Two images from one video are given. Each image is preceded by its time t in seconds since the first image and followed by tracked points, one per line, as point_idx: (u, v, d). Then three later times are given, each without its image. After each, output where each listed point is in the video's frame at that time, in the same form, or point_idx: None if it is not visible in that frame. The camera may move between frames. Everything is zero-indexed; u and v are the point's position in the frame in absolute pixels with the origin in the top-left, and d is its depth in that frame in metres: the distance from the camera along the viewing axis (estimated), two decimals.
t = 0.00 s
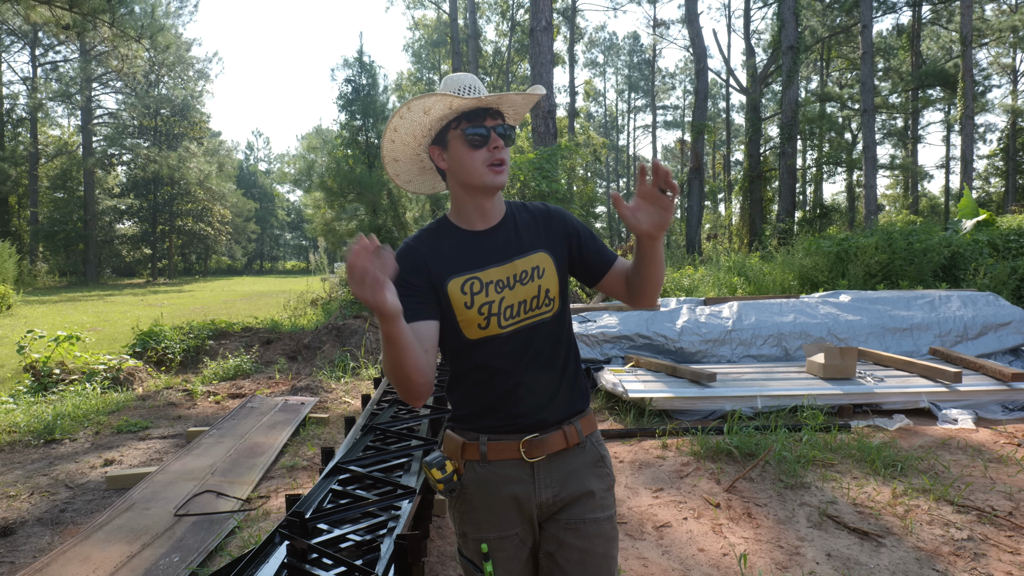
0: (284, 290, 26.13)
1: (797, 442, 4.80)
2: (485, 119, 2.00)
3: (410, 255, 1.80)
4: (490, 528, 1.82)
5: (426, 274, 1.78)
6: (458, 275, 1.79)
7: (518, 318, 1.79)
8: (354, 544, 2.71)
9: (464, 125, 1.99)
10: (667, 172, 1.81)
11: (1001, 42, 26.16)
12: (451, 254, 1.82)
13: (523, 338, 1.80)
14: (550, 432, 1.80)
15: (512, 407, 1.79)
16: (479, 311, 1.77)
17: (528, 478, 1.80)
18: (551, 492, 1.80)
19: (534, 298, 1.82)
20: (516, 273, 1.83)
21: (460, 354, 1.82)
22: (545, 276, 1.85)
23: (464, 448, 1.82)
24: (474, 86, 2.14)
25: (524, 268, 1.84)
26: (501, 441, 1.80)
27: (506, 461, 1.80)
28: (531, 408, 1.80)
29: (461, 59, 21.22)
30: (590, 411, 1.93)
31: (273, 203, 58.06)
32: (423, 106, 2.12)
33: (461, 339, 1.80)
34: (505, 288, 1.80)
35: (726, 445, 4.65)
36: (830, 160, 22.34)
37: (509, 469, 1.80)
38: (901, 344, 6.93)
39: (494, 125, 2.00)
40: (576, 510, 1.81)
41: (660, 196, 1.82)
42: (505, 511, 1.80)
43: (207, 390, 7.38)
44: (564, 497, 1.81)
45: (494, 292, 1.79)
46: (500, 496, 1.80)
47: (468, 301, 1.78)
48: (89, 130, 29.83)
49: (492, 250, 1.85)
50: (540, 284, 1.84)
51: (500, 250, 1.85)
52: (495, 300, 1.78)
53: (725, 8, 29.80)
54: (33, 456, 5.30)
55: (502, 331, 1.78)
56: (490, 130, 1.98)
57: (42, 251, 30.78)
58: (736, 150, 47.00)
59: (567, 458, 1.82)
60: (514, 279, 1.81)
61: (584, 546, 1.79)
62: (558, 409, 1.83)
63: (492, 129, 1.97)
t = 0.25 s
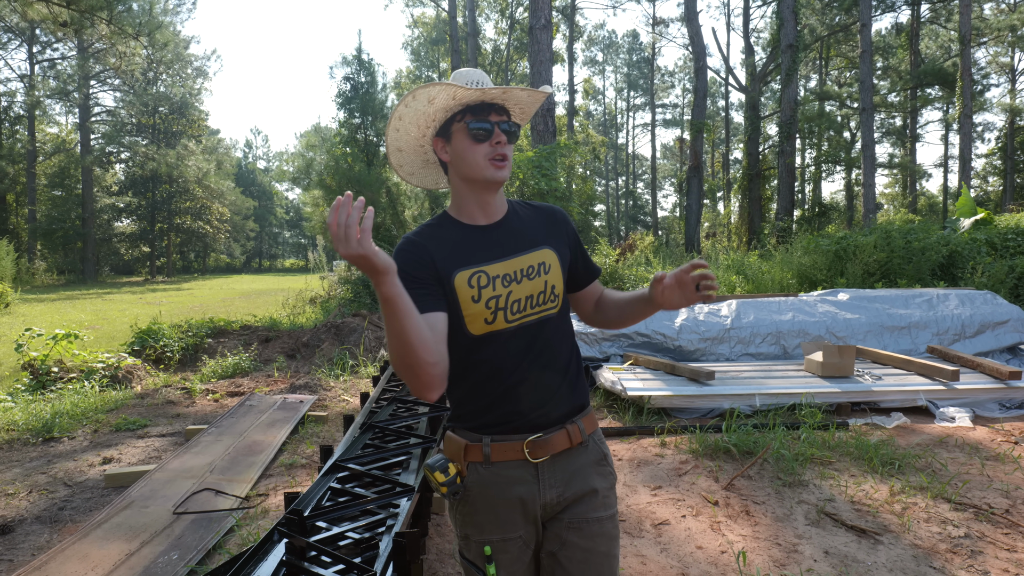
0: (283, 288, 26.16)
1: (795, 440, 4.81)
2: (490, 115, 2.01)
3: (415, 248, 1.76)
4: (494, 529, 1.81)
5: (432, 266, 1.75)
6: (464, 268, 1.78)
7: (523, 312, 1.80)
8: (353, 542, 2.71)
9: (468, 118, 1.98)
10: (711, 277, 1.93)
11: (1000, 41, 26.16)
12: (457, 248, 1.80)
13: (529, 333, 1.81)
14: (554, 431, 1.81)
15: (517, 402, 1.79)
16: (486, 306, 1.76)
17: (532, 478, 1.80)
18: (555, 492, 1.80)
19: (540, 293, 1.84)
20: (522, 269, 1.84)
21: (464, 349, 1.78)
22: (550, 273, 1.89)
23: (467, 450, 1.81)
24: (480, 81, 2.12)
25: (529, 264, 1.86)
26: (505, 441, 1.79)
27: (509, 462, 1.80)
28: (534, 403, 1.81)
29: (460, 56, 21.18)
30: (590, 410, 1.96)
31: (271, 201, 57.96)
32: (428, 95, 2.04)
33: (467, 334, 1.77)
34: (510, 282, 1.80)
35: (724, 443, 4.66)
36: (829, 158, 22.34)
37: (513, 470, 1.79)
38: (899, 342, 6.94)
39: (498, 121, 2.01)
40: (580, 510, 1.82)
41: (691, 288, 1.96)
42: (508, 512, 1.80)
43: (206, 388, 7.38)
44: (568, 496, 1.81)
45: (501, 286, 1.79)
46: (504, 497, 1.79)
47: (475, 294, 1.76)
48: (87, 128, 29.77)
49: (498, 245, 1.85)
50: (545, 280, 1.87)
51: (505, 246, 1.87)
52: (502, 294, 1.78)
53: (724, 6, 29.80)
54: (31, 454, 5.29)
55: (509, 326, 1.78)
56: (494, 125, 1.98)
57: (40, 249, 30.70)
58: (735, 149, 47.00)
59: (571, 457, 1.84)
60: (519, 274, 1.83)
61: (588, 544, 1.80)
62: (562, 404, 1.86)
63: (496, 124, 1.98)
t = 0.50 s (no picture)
0: (284, 285, 26.16)
1: (795, 438, 4.81)
2: (511, 111, 2.01)
3: (430, 236, 1.73)
4: (496, 532, 1.79)
5: (450, 254, 1.73)
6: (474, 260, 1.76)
7: (529, 309, 1.81)
8: (352, 540, 2.70)
9: (490, 111, 1.98)
10: (692, 290, 1.94)
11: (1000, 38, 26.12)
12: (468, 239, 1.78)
13: (534, 329, 1.82)
14: (555, 430, 1.82)
15: (519, 398, 1.79)
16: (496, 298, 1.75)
17: (535, 479, 1.80)
18: (558, 491, 1.81)
19: (545, 291, 1.85)
20: (529, 266, 1.84)
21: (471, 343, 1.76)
22: (554, 272, 1.90)
23: (469, 452, 1.79)
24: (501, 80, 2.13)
25: (535, 262, 1.87)
26: (506, 441, 1.78)
27: (511, 462, 1.79)
28: (534, 400, 1.81)
29: (460, 54, 21.16)
30: (587, 409, 1.98)
31: (271, 198, 57.94)
32: (457, 87, 2.05)
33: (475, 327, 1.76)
34: (519, 278, 1.80)
35: (724, 441, 4.66)
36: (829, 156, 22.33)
37: (515, 470, 1.79)
38: (899, 340, 6.93)
39: (520, 119, 2.02)
40: (581, 509, 1.83)
41: (674, 300, 1.98)
42: (510, 513, 1.79)
43: (206, 386, 7.38)
44: (571, 495, 1.82)
45: (510, 281, 1.78)
46: (507, 497, 1.78)
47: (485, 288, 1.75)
48: (87, 125, 29.72)
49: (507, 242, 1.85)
50: (550, 279, 1.88)
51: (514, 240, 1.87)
52: (511, 289, 1.77)
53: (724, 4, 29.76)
54: (32, 452, 5.29)
55: (516, 322, 1.78)
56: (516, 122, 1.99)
57: (40, 246, 30.68)
58: (735, 147, 46.98)
59: (572, 455, 1.85)
60: (526, 271, 1.83)
61: (589, 542, 1.82)
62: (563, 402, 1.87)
63: (517, 121, 1.99)
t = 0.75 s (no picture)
0: (283, 283, 26.15)
1: (793, 436, 4.81)
2: (508, 109, 2.00)
3: (431, 235, 1.71)
4: (495, 531, 1.79)
5: (452, 253, 1.72)
6: (477, 260, 1.76)
7: (529, 309, 1.81)
8: (351, 538, 2.69)
9: (488, 113, 1.97)
10: (696, 291, 1.98)
11: (999, 37, 26.13)
12: (471, 238, 1.78)
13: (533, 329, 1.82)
14: (554, 429, 1.81)
15: (518, 397, 1.79)
16: (498, 298, 1.75)
17: (533, 478, 1.80)
18: (557, 490, 1.81)
19: (545, 292, 1.85)
20: (531, 266, 1.84)
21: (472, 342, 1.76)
22: (554, 273, 1.90)
23: (467, 452, 1.79)
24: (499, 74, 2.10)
25: (536, 261, 1.86)
26: (505, 440, 1.78)
27: (510, 462, 1.79)
28: (534, 399, 1.81)
29: (459, 53, 21.14)
30: (585, 407, 1.98)
31: (270, 196, 57.88)
32: (451, 88, 2.01)
33: (476, 326, 1.76)
34: (520, 278, 1.80)
35: (723, 439, 4.66)
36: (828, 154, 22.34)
37: (514, 470, 1.79)
38: (897, 338, 6.93)
39: (517, 115, 2.00)
40: (580, 508, 1.83)
41: (674, 302, 2.01)
42: (509, 511, 1.79)
43: (204, 384, 7.38)
44: (570, 494, 1.82)
45: (511, 281, 1.78)
46: (506, 495, 1.78)
47: (487, 287, 1.74)
48: (86, 122, 29.68)
49: (508, 241, 1.84)
50: (550, 279, 1.88)
51: (515, 241, 1.86)
52: (512, 288, 1.77)
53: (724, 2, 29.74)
54: (30, 450, 5.29)
55: (516, 321, 1.79)
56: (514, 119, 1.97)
57: (39, 244, 30.66)
58: (734, 145, 46.97)
59: (571, 455, 1.84)
60: (527, 271, 1.82)
61: (588, 541, 1.82)
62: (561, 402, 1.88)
63: (515, 118, 1.97)
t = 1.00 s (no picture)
0: (281, 283, 26.12)
1: (792, 436, 4.82)
2: (479, 111, 1.99)
3: (419, 246, 1.74)
4: (494, 528, 1.80)
5: (439, 265, 1.75)
6: (470, 266, 1.75)
7: (528, 312, 1.80)
8: (349, 537, 2.68)
9: (457, 122, 1.98)
10: (708, 290, 1.99)
11: (998, 38, 26.15)
12: (465, 245, 1.77)
13: (530, 334, 1.80)
14: (554, 428, 1.81)
15: (516, 398, 1.79)
16: (490, 305, 1.74)
17: (531, 475, 1.81)
18: (557, 489, 1.81)
19: (544, 295, 1.82)
20: (528, 269, 1.81)
21: (466, 347, 1.79)
22: (556, 275, 1.86)
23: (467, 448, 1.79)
24: (477, 72, 2.06)
25: (535, 264, 1.83)
26: (504, 439, 1.78)
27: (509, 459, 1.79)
28: (533, 402, 1.80)
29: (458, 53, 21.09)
30: (588, 406, 1.97)
31: (269, 195, 57.85)
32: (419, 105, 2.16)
33: (470, 332, 1.78)
34: (516, 282, 1.78)
35: (722, 438, 4.66)
36: (827, 154, 22.37)
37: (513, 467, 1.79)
38: (895, 339, 6.94)
39: (490, 115, 1.98)
40: (579, 507, 1.83)
41: (687, 301, 2.00)
42: (509, 510, 1.79)
43: (203, 384, 7.38)
44: (569, 493, 1.82)
45: (505, 286, 1.76)
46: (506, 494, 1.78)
47: (479, 294, 1.74)
48: (84, 122, 29.63)
49: (504, 244, 1.82)
50: (551, 282, 1.84)
51: (513, 244, 1.83)
52: (506, 294, 1.76)
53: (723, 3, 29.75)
54: (28, 449, 5.28)
55: (511, 326, 1.77)
56: (484, 122, 1.96)
57: (37, 243, 30.60)
58: (733, 145, 46.98)
59: (570, 454, 1.84)
60: (525, 275, 1.80)
61: (587, 541, 1.82)
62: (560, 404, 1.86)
63: (486, 120, 1.96)
